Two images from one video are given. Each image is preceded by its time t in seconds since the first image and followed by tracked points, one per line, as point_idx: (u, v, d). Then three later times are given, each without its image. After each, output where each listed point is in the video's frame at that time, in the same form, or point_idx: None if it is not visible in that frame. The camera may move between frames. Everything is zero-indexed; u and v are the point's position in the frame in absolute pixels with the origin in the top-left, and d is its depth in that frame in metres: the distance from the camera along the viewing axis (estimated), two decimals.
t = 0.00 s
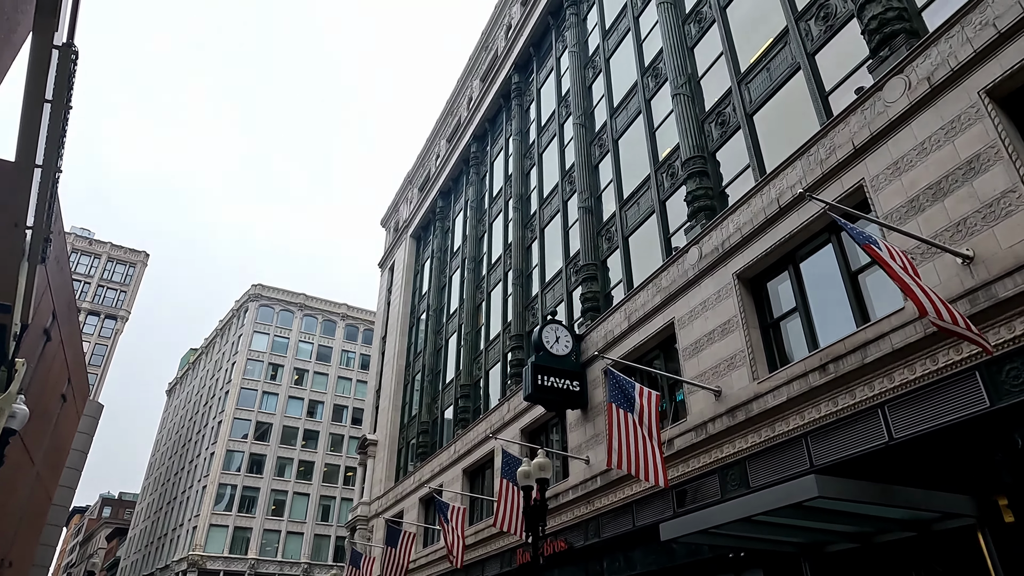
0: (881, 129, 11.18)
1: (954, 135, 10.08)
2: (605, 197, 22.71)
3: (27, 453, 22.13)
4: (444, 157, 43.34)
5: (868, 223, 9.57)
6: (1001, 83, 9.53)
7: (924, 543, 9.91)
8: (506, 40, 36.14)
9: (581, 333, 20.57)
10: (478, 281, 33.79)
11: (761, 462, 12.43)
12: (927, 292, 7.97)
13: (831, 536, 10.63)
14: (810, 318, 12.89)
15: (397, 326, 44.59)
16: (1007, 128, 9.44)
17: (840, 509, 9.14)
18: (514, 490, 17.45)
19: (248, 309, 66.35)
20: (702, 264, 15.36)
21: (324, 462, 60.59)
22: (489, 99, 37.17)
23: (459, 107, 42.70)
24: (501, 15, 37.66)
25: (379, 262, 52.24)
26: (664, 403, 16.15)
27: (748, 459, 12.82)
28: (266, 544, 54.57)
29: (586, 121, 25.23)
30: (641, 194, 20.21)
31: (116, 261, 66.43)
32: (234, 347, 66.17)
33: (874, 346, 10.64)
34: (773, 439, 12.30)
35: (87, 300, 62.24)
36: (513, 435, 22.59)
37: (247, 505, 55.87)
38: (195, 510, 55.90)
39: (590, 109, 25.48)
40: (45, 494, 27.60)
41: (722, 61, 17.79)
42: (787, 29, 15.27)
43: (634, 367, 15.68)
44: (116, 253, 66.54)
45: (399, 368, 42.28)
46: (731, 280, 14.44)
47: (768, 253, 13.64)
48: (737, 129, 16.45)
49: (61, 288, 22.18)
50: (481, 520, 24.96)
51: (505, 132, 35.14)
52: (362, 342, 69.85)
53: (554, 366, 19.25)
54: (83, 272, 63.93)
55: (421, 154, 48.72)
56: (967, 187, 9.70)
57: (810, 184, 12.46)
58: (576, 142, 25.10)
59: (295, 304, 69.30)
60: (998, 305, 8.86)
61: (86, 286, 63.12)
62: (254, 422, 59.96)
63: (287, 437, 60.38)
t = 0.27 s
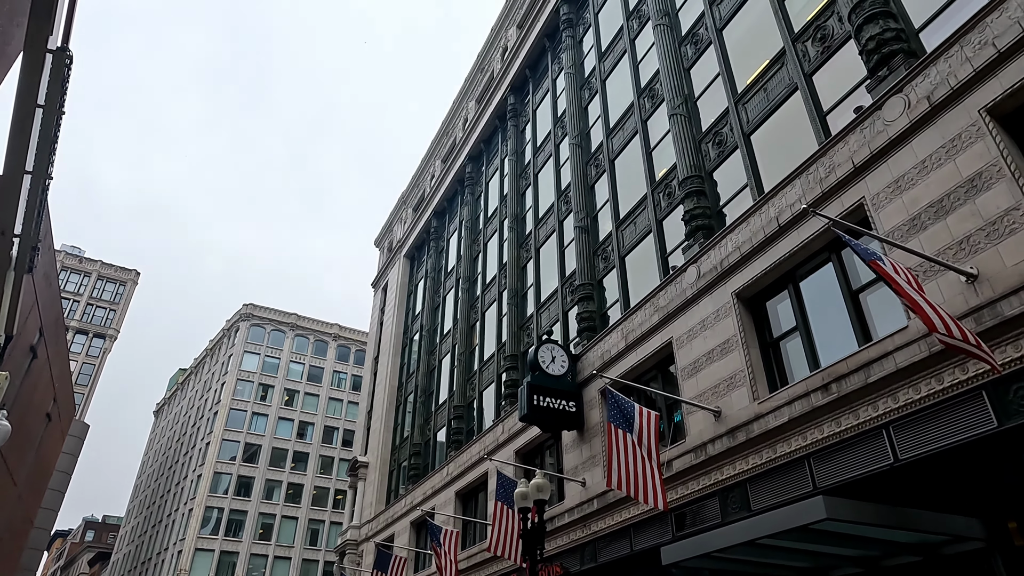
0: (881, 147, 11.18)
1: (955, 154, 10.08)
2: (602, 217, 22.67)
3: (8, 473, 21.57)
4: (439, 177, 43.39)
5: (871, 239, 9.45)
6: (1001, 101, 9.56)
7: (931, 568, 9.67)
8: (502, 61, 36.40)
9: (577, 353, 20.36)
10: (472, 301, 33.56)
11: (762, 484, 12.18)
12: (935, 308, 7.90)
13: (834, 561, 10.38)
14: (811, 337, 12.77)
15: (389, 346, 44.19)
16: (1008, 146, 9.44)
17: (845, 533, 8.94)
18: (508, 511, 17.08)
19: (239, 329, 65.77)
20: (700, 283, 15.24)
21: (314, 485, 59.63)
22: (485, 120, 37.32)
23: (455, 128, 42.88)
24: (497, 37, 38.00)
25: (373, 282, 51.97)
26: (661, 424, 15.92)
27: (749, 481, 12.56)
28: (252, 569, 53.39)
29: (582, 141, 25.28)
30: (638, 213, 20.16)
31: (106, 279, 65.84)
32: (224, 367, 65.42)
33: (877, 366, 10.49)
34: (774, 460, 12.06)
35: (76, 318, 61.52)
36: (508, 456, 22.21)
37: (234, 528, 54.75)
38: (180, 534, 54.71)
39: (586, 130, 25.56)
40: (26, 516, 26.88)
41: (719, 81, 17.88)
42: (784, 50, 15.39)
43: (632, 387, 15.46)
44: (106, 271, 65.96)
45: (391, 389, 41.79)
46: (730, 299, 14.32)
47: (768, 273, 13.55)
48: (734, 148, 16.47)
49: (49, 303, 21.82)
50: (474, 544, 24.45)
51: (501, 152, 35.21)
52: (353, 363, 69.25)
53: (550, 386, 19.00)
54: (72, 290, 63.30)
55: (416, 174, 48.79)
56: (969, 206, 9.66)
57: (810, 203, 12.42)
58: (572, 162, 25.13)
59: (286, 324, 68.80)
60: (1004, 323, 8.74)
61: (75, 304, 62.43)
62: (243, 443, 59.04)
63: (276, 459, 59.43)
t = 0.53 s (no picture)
0: (883, 159, 11.13)
1: (957, 165, 10.03)
2: (599, 231, 22.56)
3: None
4: (434, 192, 43.32)
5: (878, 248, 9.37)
6: (1004, 112, 9.55)
7: None
8: (499, 77, 36.53)
9: (574, 367, 20.12)
10: (467, 316, 33.30)
11: (764, 501, 11.93)
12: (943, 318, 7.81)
13: None
14: (813, 351, 12.62)
15: (383, 361, 43.78)
16: (1011, 157, 9.40)
17: (851, 551, 8.72)
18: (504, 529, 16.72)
19: (231, 344, 65.21)
20: (699, 297, 15.09)
21: (304, 502, 58.77)
22: (481, 135, 37.33)
23: (451, 143, 42.91)
24: (494, 54, 38.18)
25: (366, 297, 51.64)
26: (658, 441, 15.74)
27: (750, 498, 12.30)
28: None
29: (579, 155, 25.26)
30: (635, 227, 20.06)
31: (97, 292, 65.25)
32: (215, 382, 64.71)
33: (882, 380, 10.33)
34: (777, 476, 11.82)
35: (65, 332, 60.83)
36: (503, 473, 21.85)
37: (222, 547, 53.80)
38: (167, 552, 53.69)
39: (583, 144, 25.54)
40: (8, 533, 26.24)
41: (717, 95, 17.90)
42: (782, 64, 15.43)
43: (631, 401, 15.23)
44: (97, 285, 65.41)
45: (384, 405, 41.31)
46: (729, 313, 14.17)
47: (768, 286, 13.42)
48: (733, 162, 16.43)
49: (37, 315, 21.46)
50: (468, 563, 23.96)
51: (497, 167, 35.19)
52: (346, 379, 68.65)
53: (546, 402, 18.73)
54: (62, 303, 62.67)
55: (411, 189, 48.72)
56: (974, 217, 9.58)
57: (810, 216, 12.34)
58: (569, 177, 25.08)
59: (279, 339, 68.26)
60: (1011, 335, 8.61)
61: (64, 317, 61.77)
62: (233, 460, 58.20)
63: (266, 476, 58.56)
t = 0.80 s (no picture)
0: (884, 163, 11.05)
1: (960, 169, 9.97)
2: (595, 238, 22.44)
3: None
4: (429, 200, 43.17)
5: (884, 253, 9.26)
6: (1007, 116, 9.50)
7: None
8: (495, 86, 36.54)
9: (570, 375, 19.89)
10: (462, 323, 33.07)
11: (764, 510, 11.71)
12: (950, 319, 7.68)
13: None
14: (812, 358, 12.46)
15: (376, 370, 43.43)
16: (1014, 160, 9.34)
17: (855, 561, 8.52)
18: (499, 536, 16.48)
19: (222, 351, 64.68)
20: (697, 303, 14.95)
21: (294, 513, 58.08)
22: (476, 143, 37.26)
23: (446, 151, 42.84)
24: (490, 62, 38.21)
25: (360, 305, 51.33)
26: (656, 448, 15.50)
27: (749, 507, 12.08)
28: None
29: (575, 162, 25.20)
30: (632, 234, 19.94)
31: (88, 299, 64.63)
32: (205, 390, 64.07)
33: (884, 386, 10.17)
34: (776, 485, 11.59)
35: (54, 338, 60.20)
36: (496, 482, 21.54)
37: (210, 558, 52.99)
38: (154, 563, 52.90)
39: (579, 152, 25.47)
40: None
41: (715, 102, 17.86)
42: (780, 71, 15.41)
43: (628, 407, 15.02)
44: (87, 291, 64.81)
45: (376, 414, 40.92)
46: (728, 319, 14.02)
47: (767, 291, 13.29)
48: (730, 168, 16.37)
49: (25, 318, 21.13)
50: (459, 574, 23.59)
51: (492, 175, 35.10)
52: (338, 388, 68.11)
53: (541, 409, 18.47)
54: (52, 309, 62.06)
55: (406, 197, 48.56)
56: (977, 221, 9.49)
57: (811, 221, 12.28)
58: (565, 184, 24.99)
59: (271, 347, 67.74)
60: (1016, 339, 8.46)
61: (53, 324, 61.15)
62: (222, 469, 57.53)
63: (256, 486, 57.87)
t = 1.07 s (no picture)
0: (886, 163, 10.94)
1: (964, 167, 9.85)
2: (591, 240, 22.28)
3: None
4: (424, 203, 42.96)
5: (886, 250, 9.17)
6: (1012, 114, 9.39)
7: None
8: (491, 88, 36.43)
9: (565, 378, 19.68)
10: (456, 327, 32.81)
11: (763, 514, 11.50)
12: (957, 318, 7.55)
13: None
14: (813, 359, 12.30)
15: (369, 373, 43.08)
16: (1019, 158, 9.22)
17: (859, 565, 8.33)
18: (491, 539, 16.25)
19: (214, 354, 64.15)
20: (695, 305, 14.78)
21: (285, 518, 57.48)
22: (472, 146, 37.12)
23: (442, 154, 42.66)
24: (486, 65, 38.09)
25: (354, 308, 51.00)
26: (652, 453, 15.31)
27: (748, 511, 11.87)
28: None
29: (572, 164, 25.06)
30: (629, 236, 19.78)
31: (78, 300, 64.03)
32: (196, 394, 63.49)
33: (887, 387, 10.00)
34: (776, 488, 11.38)
35: (43, 340, 59.57)
36: (490, 486, 21.26)
37: (198, 564, 52.35)
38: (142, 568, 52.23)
39: (576, 154, 25.33)
40: None
41: (713, 104, 17.76)
42: (780, 71, 15.31)
43: (626, 409, 14.80)
44: (77, 293, 64.22)
45: (369, 418, 40.55)
46: (727, 320, 13.85)
47: (767, 293, 13.13)
48: (729, 169, 16.25)
49: (12, 316, 20.77)
50: None
51: (488, 178, 34.95)
52: (331, 392, 67.64)
53: (536, 412, 18.23)
54: (41, 310, 61.43)
55: (401, 200, 48.35)
56: (982, 220, 9.36)
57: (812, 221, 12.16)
58: (561, 186, 24.83)
59: (263, 351, 67.24)
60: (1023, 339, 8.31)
61: (43, 325, 60.52)
62: (212, 473, 56.94)
63: (246, 491, 57.28)
